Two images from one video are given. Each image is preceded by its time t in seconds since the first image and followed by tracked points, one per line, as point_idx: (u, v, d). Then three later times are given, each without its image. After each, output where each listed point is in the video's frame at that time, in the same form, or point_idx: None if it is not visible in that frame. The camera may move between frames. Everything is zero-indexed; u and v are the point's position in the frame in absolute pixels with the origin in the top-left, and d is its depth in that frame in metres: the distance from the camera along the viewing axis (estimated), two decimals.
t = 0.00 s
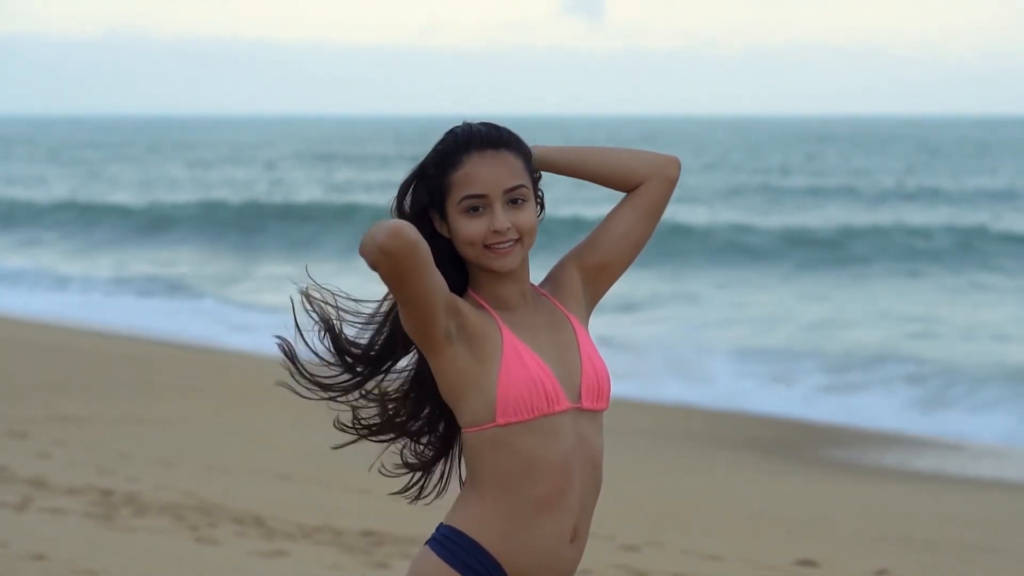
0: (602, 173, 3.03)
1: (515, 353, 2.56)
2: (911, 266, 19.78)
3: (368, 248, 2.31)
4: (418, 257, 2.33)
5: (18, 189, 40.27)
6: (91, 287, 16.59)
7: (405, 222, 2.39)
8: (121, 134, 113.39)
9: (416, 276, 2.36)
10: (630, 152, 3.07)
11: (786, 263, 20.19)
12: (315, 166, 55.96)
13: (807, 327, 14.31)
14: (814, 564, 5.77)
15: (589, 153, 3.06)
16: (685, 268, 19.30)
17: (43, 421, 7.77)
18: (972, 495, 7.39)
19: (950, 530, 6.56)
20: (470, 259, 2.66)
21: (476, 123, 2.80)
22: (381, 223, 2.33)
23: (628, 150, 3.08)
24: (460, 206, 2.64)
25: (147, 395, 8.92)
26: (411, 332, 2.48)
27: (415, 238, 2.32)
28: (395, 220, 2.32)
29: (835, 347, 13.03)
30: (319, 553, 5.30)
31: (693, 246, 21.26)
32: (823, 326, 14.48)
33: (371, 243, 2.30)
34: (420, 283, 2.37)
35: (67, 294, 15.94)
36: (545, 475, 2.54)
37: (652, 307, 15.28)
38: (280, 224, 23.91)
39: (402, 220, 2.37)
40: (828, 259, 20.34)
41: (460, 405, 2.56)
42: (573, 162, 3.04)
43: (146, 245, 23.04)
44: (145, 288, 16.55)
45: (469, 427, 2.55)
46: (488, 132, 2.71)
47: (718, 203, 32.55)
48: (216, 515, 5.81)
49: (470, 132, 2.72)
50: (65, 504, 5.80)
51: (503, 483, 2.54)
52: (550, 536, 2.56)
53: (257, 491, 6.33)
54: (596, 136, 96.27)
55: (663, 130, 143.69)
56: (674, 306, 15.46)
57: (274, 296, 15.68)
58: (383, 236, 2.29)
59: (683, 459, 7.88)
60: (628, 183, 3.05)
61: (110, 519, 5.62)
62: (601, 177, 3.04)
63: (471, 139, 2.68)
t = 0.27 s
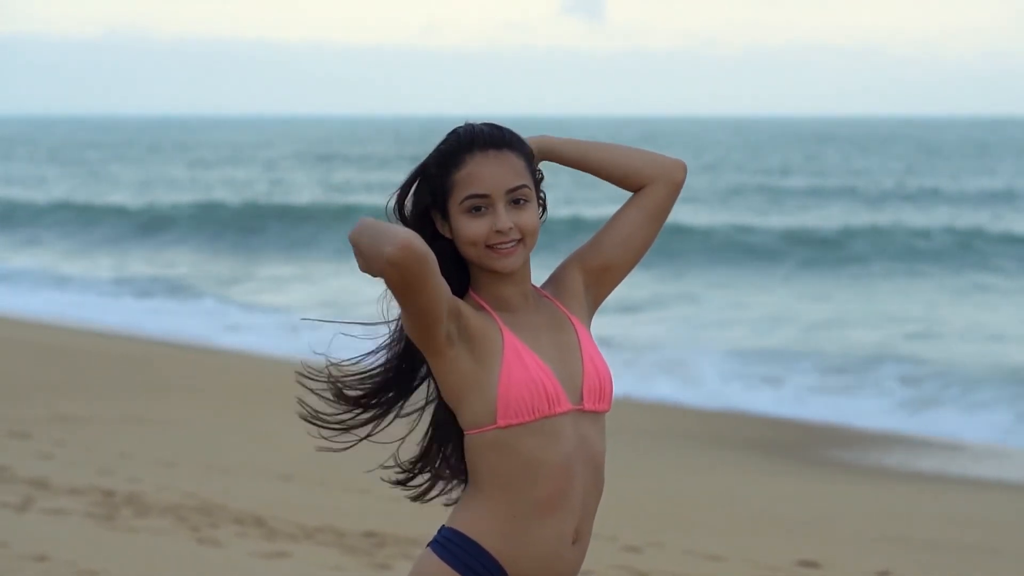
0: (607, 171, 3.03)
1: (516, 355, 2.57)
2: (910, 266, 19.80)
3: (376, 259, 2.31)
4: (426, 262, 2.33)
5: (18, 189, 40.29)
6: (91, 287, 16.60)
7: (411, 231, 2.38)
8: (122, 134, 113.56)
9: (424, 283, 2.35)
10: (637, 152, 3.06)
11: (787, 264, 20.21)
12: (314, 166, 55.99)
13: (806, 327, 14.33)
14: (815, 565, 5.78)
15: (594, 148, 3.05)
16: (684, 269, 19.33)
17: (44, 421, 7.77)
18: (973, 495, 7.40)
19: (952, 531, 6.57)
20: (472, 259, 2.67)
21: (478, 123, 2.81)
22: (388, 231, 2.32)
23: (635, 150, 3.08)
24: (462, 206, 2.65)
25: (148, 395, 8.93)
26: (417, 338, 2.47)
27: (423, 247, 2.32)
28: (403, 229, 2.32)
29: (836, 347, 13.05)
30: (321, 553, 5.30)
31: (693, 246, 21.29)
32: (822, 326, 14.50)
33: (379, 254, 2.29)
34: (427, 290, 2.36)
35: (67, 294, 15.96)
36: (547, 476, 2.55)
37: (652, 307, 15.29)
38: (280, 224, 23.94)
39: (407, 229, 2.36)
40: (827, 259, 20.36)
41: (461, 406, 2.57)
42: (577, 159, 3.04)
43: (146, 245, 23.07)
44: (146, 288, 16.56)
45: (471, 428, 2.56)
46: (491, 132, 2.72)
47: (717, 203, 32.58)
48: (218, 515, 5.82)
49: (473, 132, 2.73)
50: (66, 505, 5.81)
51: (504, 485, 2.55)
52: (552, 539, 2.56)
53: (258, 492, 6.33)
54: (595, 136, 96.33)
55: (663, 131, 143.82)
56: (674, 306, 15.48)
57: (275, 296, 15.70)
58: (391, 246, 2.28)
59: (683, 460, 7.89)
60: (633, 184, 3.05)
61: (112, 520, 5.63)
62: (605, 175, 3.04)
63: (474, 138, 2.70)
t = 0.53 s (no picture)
0: (616, 169, 2.99)
1: (517, 357, 2.56)
2: (909, 266, 19.81)
3: (389, 275, 2.35)
4: (436, 277, 2.37)
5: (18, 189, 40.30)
6: (91, 288, 16.60)
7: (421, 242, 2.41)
8: (123, 134, 113.72)
9: (434, 297, 2.39)
10: (647, 153, 3.02)
11: (787, 264, 20.21)
12: (314, 166, 56.00)
13: (806, 327, 14.33)
14: (816, 565, 5.77)
15: (603, 146, 3.00)
16: (685, 269, 19.33)
17: (45, 421, 7.77)
18: (974, 495, 7.39)
19: (954, 531, 6.56)
20: (474, 259, 2.66)
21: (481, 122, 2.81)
22: (400, 246, 2.36)
23: (646, 151, 3.03)
24: (464, 204, 2.64)
25: (149, 395, 8.94)
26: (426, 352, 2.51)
27: (433, 264, 2.37)
28: (416, 248, 2.36)
29: (837, 347, 13.04)
30: (322, 554, 5.30)
31: (693, 246, 21.29)
32: (822, 326, 14.50)
33: (393, 271, 2.35)
34: (438, 304, 2.40)
35: (67, 294, 15.96)
36: (548, 478, 2.54)
37: (652, 307, 15.29)
38: (281, 224, 23.96)
39: (417, 242, 2.40)
40: (827, 259, 20.36)
41: (463, 409, 2.57)
42: (587, 155, 3.00)
43: (146, 246, 23.08)
44: (147, 288, 16.58)
45: (473, 430, 2.56)
46: (493, 132, 2.72)
47: (716, 203, 32.58)
48: (219, 515, 5.81)
49: (475, 131, 2.72)
50: (67, 505, 5.81)
51: (507, 488, 2.54)
52: (554, 543, 2.56)
53: (259, 492, 6.33)
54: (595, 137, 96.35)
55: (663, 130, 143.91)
56: (675, 306, 15.48)
57: (276, 296, 15.71)
58: (404, 263, 2.34)
59: (684, 459, 7.88)
60: (641, 186, 3.01)
61: (112, 520, 5.62)
62: (614, 174, 3.00)
63: (476, 137, 2.69)
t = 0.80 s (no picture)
0: (623, 171, 2.96)
1: (518, 360, 2.54)
2: (912, 267, 19.77)
3: (392, 290, 2.34)
4: (439, 290, 2.36)
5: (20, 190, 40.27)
6: (93, 288, 16.58)
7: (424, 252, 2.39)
8: (124, 134, 113.57)
9: (438, 309, 2.38)
10: (657, 158, 2.99)
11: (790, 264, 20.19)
12: (315, 167, 55.93)
13: (809, 328, 14.30)
14: (821, 567, 5.74)
15: (612, 148, 2.97)
16: (687, 269, 19.31)
17: (47, 423, 7.75)
18: (978, 496, 7.37)
19: (957, 532, 6.54)
20: (476, 258, 2.64)
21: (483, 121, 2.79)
22: (403, 260, 2.35)
23: (657, 156, 3.00)
24: (466, 202, 2.63)
25: (152, 394, 8.94)
26: (431, 363, 2.50)
27: (438, 278, 2.35)
28: (420, 262, 2.34)
29: (839, 347, 13.02)
30: (324, 555, 5.28)
31: (695, 246, 21.25)
32: (825, 326, 14.47)
33: (396, 286, 2.33)
34: (443, 315, 2.39)
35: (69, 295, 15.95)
36: (550, 480, 2.52)
37: (654, 308, 15.26)
38: (283, 224, 23.96)
39: (421, 253, 2.38)
40: (830, 260, 20.33)
41: (464, 413, 2.55)
42: (597, 154, 2.97)
43: (148, 247, 23.07)
44: (149, 288, 16.58)
45: (474, 432, 2.54)
46: (496, 131, 2.71)
47: (718, 204, 32.54)
48: (221, 516, 5.79)
49: (478, 130, 2.71)
50: (69, 506, 5.79)
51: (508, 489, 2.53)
52: (556, 545, 2.54)
53: (262, 493, 6.31)
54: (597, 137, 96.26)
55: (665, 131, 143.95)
56: (677, 306, 15.47)
57: (278, 296, 15.71)
58: (408, 280, 2.32)
59: (687, 460, 7.86)
60: (649, 192, 2.98)
61: (114, 521, 5.61)
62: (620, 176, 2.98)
63: (479, 135, 2.68)
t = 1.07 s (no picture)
0: (637, 175, 2.94)
1: (519, 362, 2.54)
2: (913, 267, 19.76)
3: (393, 310, 2.38)
4: (438, 310, 2.38)
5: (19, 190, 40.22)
6: (93, 288, 16.57)
7: (428, 273, 2.42)
8: (123, 133, 113.35)
9: (438, 324, 2.40)
10: (670, 165, 2.97)
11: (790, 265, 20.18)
12: (315, 168, 55.85)
13: (810, 328, 14.29)
14: (823, 568, 5.73)
15: (627, 150, 2.94)
16: (687, 269, 19.30)
17: (47, 423, 7.74)
18: (979, 496, 7.37)
19: (958, 532, 6.53)
20: (477, 256, 2.63)
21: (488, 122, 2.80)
22: (406, 282, 2.38)
23: (670, 163, 2.98)
24: (467, 199, 2.63)
25: (153, 395, 8.96)
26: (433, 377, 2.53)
27: (438, 304, 2.39)
28: (421, 285, 2.38)
29: (839, 348, 13.02)
30: (325, 556, 5.27)
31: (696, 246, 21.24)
32: (826, 327, 14.46)
33: (396, 305, 2.37)
34: (441, 334, 2.41)
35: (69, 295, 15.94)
36: (552, 482, 2.52)
37: (655, 308, 15.25)
38: (283, 225, 23.96)
39: (425, 276, 2.40)
40: (830, 260, 20.33)
41: (466, 415, 2.55)
42: (613, 155, 2.94)
43: (148, 247, 23.05)
44: (149, 288, 16.58)
45: (475, 435, 2.54)
46: (499, 131, 2.71)
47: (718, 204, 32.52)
48: (222, 516, 5.79)
49: (480, 130, 2.72)
50: (69, 506, 5.78)
51: (511, 492, 2.52)
52: (558, 548, 2.53)
53: (262, 494, 6.30)
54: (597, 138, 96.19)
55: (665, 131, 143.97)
56: (678, 306, 15.46)
57: (278, 296, 15.71)
58: (408, 300, 2.36)
59: (687, 460, 7.87)
60: (660, 199, 2.96)
61: (115, 521, 5.60)
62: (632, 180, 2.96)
63: (481, 134, 2.69)
